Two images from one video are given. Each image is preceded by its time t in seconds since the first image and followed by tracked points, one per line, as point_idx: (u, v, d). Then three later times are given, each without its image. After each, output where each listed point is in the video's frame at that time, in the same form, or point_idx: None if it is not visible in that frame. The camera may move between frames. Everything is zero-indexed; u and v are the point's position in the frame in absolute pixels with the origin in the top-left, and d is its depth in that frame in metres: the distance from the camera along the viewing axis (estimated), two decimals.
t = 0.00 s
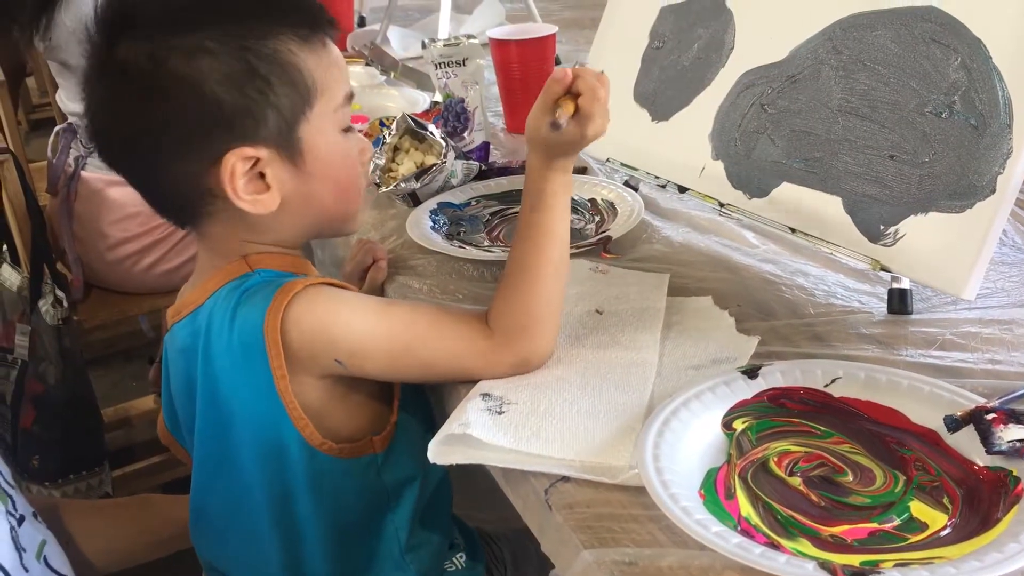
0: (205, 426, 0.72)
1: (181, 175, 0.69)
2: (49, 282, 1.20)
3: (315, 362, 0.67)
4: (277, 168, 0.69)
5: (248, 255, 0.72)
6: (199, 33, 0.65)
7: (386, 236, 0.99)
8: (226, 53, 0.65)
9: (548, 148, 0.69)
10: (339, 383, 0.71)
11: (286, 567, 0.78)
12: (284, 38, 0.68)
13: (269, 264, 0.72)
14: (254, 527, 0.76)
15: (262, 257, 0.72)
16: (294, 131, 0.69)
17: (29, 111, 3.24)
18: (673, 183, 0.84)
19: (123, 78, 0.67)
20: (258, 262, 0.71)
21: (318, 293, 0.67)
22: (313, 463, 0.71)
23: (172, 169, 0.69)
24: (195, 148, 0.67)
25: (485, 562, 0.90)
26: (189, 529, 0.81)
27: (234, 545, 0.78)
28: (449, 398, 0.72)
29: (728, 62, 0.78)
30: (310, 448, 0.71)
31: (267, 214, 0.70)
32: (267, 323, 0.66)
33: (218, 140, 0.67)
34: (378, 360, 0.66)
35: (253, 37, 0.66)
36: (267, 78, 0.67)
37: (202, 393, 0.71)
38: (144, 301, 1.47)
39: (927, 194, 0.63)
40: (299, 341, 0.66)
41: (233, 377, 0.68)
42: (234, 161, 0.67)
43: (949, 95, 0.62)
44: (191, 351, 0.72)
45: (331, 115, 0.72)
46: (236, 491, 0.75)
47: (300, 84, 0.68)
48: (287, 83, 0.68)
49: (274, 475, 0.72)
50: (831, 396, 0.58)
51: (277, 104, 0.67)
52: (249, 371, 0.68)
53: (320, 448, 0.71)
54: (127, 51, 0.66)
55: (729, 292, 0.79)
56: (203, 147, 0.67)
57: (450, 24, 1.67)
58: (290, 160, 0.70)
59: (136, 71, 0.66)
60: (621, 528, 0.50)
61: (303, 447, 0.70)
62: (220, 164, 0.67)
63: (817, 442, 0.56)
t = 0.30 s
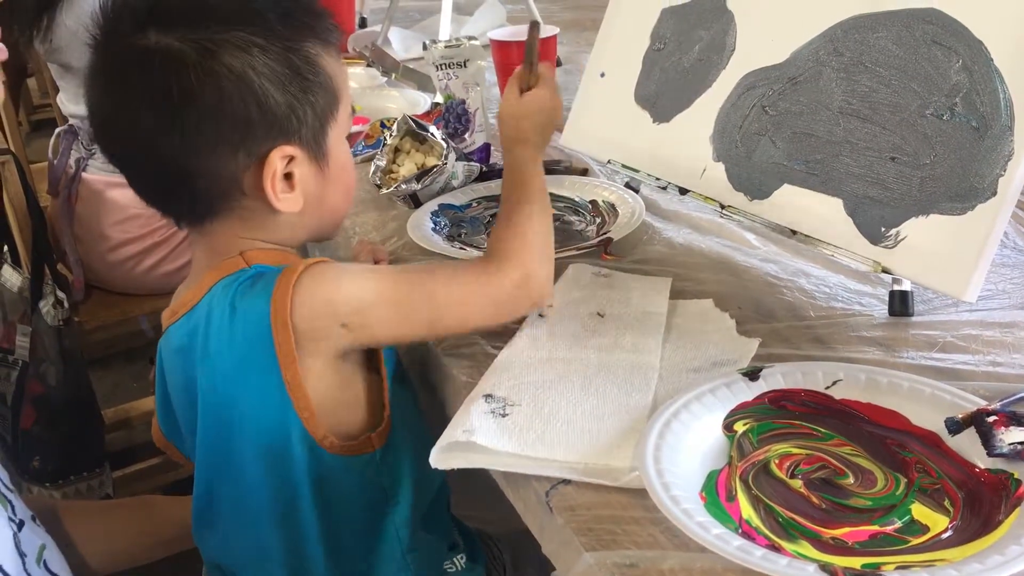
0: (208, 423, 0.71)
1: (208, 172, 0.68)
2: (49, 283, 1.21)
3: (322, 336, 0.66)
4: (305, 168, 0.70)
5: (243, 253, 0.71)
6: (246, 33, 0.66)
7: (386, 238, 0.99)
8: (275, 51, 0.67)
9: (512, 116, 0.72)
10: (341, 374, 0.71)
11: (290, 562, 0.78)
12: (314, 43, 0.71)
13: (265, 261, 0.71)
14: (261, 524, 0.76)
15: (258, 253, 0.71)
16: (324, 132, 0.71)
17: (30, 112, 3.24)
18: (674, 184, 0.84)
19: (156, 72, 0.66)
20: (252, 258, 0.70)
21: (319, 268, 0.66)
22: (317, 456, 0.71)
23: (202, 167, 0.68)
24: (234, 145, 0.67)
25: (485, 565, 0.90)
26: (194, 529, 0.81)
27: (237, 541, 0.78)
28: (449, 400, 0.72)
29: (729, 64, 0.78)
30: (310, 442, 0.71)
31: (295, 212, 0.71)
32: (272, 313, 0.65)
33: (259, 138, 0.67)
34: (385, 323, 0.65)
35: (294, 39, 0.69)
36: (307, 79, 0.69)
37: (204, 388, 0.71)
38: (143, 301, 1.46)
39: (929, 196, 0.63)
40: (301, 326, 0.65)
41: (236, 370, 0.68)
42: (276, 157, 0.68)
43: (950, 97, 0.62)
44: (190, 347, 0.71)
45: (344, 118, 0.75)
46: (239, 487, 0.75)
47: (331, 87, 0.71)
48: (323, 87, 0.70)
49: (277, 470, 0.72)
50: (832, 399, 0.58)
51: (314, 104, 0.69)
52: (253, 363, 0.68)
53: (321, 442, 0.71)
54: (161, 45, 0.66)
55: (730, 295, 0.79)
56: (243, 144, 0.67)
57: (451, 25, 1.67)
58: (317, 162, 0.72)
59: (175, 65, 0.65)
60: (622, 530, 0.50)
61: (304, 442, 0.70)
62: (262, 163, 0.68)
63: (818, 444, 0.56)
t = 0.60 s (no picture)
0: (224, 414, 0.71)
1: (214, 170, 0.68)
2: (50, 283, 1.21)
3: (347, 314, 0.67)
4: (311, 165, 0.71)
5: (253, 246, 0.71)
6: (253, 31, 0.67)
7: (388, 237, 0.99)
8: (282, 50, 0.67)
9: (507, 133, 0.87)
10: (356, 358, 0.71)
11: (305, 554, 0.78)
12: (317, 41, 0.72)
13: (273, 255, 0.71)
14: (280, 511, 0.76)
15: (267, 247, 0.71)
16: (327, 131, 0.72)
17: (31, 111, 3.24)
18: (676, 184, 0.84)
19: (163, 69, 0.65)
20: (263, 251, 0.71)
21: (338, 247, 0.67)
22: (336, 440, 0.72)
23: (209, 165, 0.68)
24: (243, 142, 0.67)
25: (488, 564, 0.90)
26: (206, 524, 0.81)
27: (251, 532, 0.78)
28: (452, 399, 0.72)
29: (732, 64, 0.78)
30: (331, 426, 0.71)
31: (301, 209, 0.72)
32: (297, 297, 0.66)
33: (268, 136, 0.67)
34: (409, 282, 0.67)
35: (298, 38, 0.69)
36: (313, 77, 0.70)
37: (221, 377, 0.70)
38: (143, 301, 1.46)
39: (931, 196, 0.63)
40: (326, 301, 0.66)
41: (253, 359, 0.68)
42: (286, 155, 0.68)
43: (953, 97, 0.62)
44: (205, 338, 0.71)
45: (344, 118, 0.76)
46: (255, 476, 0.75)
47: (333, 85, 0.72)
48: (326, 84, 0.71)
49: (297, 457, 0.72)
50: (835, 398, 0.58)
51: (319, 102, 0.70)
52: (274, 351, 0.68)
53: (340, 423, 0.71)
54: (169, 42, 0.65)
55: (733, 295, 0.79)
56: (253, 142, 0.67)
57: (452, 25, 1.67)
58: (322, 161, 0.72)
59: (184, 62, 0.65)
60: (625, 529, 0.50)
61: (325, 426, 0.71)
62: (271, 161, 0.68)
63: (820, 444, 0.56)
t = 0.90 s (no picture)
0: (221, 408, 0.71)
1: (226, 162, 0.68)
2: (51, 281, 1.19)
3: (341, 308, 0.67)
4: (320, 161, 0.71)
5: (255, 238, 0.71)
6: (271, 26, 0.67)
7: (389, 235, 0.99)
8: (298, 46, 0.68)
9: (526, 122, 0.85)
10: (351, 351, 0.72)
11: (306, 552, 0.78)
12: (332, 40, 0.72)
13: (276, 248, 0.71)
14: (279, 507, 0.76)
15: (270, 240, 0.71)
16: (338, 128, 0.72)
17: (32, 109, 3.23)
18: (676, 181, 0.83)
19: (181, 60, 0.65)
20: (265, 244, 0.71)
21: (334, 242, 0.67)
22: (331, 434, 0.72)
23: (222, 157, 0.68)
24: (257, 135, 0.67)
25: (490, 562, 0.90)
26: (205, 519, 0.80)
27: (249, 527, 0.78)
28: (453, 397, 0.72)
29: (733, 60, 0.78)
30: (327, 420, 0.71)
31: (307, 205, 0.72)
32: (293, 291, 0.66)
33: (281, 130, 0.68)
34: (403, 283, 0.67)
35: (314, 35, 0.70)
36: (326, 74, 0.70)
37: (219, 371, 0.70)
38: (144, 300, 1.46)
39: (933, 192, 0.63)
40: (321, 297, 0.66)
41: (252, 353, 0.68)
42: (297, 150, 0.68)
43: (955, 93, 0.62)
44: (204, 332, 0.71)
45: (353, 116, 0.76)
46: (254, 471, 0.75)
47: (346, 84, 0.73)
48: (338, 82, 0.71)
49: (293, 452, 0.72)
50: (836, 395, 0.58)
51: (331, 99, 0.70)
52: (272, 345, 0.68)
53: (336, 418, 0.71)
54: (188, 34, 0.66)
55: (734, 292, 0.78)
56: (266, 135, 0.67)
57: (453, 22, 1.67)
58: (331, 156, 0.72)
59: (203, 54, 0.65)
60: (625, 526, 0.50)
61: (321, 420, 0.71)
62: (282, 155, 0.68)
63: (822, 441, 0.56)
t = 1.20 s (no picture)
0: (235, 400, 0.71)
1: (234, 155, 0.68)
2: (51, 280, 1.18)
3: (361, 301, 0.67)
4: (328, 153, 0.71)
5: (270, 229, 0.71)
6: (278, 19, 0.67)
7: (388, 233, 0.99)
8: (305, 39, 0.67)
9: (533, 125, 0.82)
10: (365, 345, 0.72)
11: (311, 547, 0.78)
12: (341, 32, 0.71)
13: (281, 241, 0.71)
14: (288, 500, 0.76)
15: (286, 232, 0.71)
16: (346, 120, 0.72)
17: (31, 108, 3.23)
18: (676, 179, 0.84)
19: (188, 53, 0.65)
20: (281, 236, 0.70)
21: (354, 236, 0.67)
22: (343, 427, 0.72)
23: (229, 151, 0.68)
24: (264, 129, 0.67)
25: (491, 560, 0.90)
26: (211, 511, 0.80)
27: (254, 522, 0.78)
28: (452, 395, 0.71)
29: (732, 58, 0.78)
30: (340, 412, 0.71)
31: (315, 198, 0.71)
32: (314, 284, 0.66)
33: (288, 124, 0.67)
34: (424, 274, 0.67)
35: (322, 28, 0.69)
36: (334, 67, 0.69)
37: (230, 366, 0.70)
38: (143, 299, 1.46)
39: (932, 189, 0.63)
40: (342, 290, 0.66)
41: (266, 346, 0.68)
42: (305, 143, 0.68)
43: (954, 90, 0.61)
44: (213, 327, 0.71)
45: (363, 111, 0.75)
46: (266, 463, 0.75)
47: (354, 76, 0.72)
48: (347, 75, 0.71)
49: (306, 449, 0.72)
50: (835, 393, 0.58)
51: (338, 92, 0.70)
52: (285, 341, 0.68)
53: (349, 411, 0.71)
54: (194, 27, 0.66)
55: (733, 290, 0.78)
56: (273, 128, 0.67)
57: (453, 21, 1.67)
58: (339, 148, 0.72)
59: (209, 47, 0.65)
60: (624, 525, 0.50)
61: (334, 411, 0.71)
62: (290, 147, 0.68)
63: (821, 439, 0.56)
